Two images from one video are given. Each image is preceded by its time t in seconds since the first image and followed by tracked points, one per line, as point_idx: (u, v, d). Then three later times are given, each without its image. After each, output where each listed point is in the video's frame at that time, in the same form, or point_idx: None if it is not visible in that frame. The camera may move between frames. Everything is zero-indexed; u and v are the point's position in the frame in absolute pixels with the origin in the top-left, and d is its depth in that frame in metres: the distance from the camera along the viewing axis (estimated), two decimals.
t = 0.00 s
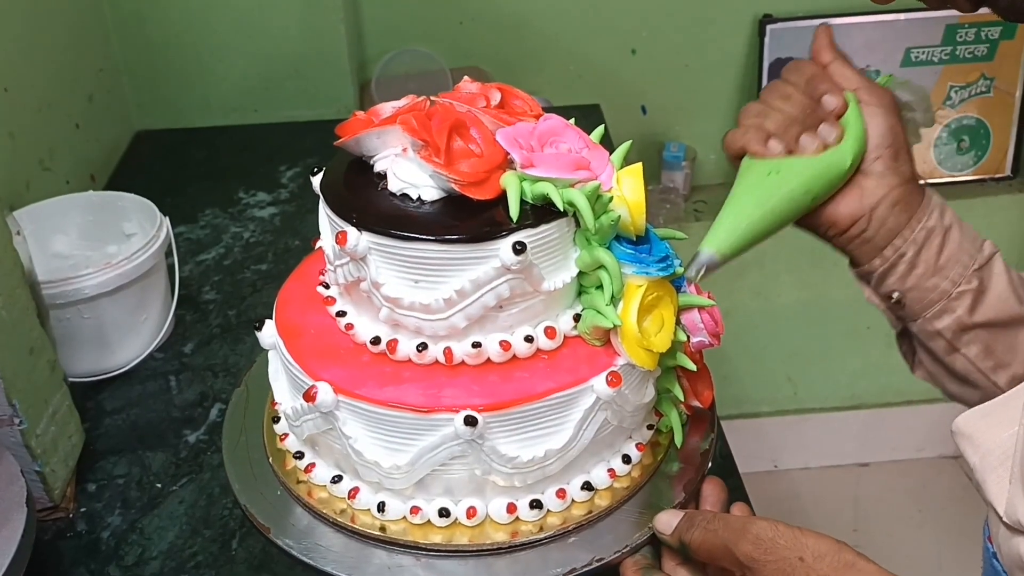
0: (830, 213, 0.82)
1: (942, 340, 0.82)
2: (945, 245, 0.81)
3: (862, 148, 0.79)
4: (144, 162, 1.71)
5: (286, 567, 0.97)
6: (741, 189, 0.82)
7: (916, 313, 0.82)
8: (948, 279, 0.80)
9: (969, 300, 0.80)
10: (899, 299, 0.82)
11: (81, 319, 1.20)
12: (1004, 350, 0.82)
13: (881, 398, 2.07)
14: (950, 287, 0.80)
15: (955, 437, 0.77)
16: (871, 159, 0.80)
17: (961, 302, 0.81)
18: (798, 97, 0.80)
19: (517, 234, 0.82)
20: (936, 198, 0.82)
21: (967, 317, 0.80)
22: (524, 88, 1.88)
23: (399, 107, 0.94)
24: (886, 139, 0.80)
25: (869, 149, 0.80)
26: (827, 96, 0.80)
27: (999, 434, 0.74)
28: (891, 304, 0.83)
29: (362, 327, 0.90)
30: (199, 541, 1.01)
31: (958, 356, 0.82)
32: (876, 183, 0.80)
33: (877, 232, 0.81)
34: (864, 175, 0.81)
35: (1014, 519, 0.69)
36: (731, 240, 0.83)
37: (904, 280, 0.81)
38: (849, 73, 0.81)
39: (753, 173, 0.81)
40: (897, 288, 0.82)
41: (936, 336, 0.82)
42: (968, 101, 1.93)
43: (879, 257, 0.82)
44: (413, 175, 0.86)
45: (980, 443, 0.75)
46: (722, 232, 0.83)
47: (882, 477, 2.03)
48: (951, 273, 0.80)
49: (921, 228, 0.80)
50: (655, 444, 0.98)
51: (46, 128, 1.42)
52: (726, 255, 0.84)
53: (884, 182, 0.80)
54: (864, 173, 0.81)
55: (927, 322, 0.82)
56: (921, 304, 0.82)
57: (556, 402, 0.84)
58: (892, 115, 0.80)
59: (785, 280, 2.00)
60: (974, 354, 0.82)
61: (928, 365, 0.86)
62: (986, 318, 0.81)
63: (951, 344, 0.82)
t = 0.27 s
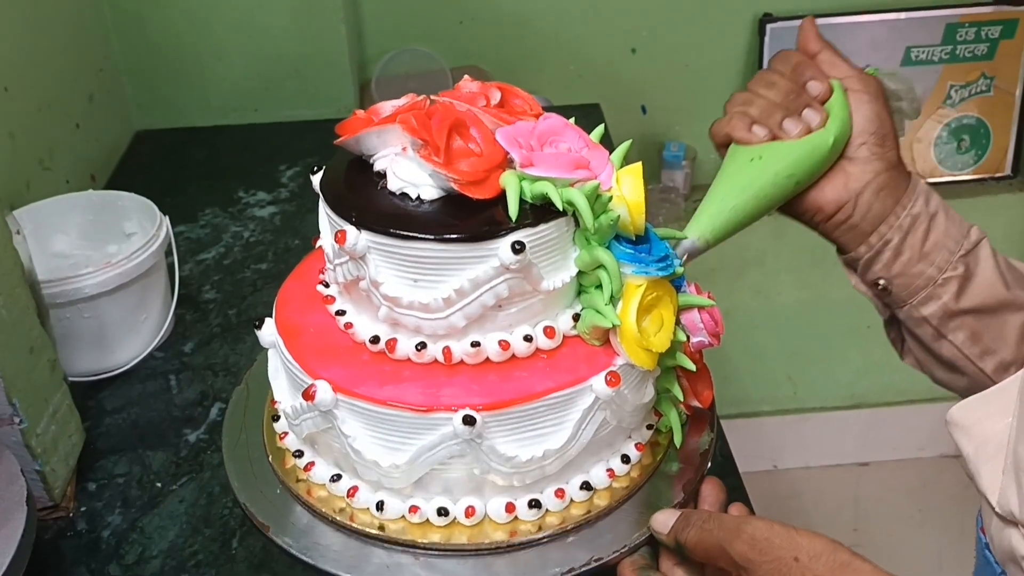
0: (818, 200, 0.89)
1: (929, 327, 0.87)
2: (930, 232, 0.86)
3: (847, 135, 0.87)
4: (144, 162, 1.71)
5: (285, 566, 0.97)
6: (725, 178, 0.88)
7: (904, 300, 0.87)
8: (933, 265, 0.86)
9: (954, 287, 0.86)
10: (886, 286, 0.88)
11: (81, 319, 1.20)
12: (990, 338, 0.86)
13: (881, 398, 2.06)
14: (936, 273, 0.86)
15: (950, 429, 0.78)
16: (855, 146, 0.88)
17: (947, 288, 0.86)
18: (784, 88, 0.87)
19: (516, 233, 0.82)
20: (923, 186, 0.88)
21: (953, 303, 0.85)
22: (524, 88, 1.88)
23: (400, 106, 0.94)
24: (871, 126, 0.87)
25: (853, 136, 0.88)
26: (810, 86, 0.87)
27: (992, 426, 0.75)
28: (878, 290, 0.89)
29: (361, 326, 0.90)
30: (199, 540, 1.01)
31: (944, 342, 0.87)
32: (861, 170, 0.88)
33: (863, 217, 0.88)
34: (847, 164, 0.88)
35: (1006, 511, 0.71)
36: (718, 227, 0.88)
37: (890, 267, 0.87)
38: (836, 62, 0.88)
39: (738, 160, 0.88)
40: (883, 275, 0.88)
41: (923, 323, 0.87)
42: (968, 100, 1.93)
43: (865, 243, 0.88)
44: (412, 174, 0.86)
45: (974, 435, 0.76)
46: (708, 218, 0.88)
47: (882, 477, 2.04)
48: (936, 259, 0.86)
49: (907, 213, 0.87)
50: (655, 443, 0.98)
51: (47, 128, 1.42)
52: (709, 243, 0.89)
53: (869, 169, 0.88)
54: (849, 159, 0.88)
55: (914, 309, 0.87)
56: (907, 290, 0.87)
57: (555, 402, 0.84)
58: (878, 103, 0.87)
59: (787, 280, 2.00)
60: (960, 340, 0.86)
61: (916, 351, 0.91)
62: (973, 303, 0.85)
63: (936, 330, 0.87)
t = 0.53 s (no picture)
0: (821, 177, 0.83)
1: (927, 306, 0.81)
2: (933, 211, 0.80)
3: (853, 112, 0.80)
4: (143, 164, 1.71)
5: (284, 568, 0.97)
6: (730, 158, 0.81)
7: (903, 279, 0.82)
8: (933, 245, 0.80)
9: (954, 266, 0.80)
10: (885, 264, 0.82)
11: (80, 321, 1.20)
12: (988, 319, 0.80)
13: (880, 400, 2.08)
14: (936, 253, 0.80)
15: (942, 429, 0.77)
16: (861, 124, 0.81)
17: (947, 268, 0.80)
18: (789, 64, 0.80)
19: (513, 236, 0.82)
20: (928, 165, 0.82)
21: (953, 284, 0.80)
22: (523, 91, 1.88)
23: (399, 108, 0.94)
24: (875, 103, 0.80)
25: (858, 113, 0.80)
26: (817, 61, 0.80)
27: (984, 426, 0.74)
28: (878, 268, 0.83)
29: (359, 328, 0.90)
30: (198, 543, 1.01)
31: (943, 323, 0.81)
32: (865, 147, 0.81)
33: (866, 195, 0.82)
34: (853, 141, 0.81)
35: (998, 511, 0.70)
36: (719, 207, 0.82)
37: (890, 246, 0.81)
38: (839, 36, 0.81)
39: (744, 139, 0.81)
40: (883, 253, 0.82)
41: (922, 302, 0.81)
42: (967, 103, 1.94)
43: (866, 220, 0.82)
44: (410, 176, 0.86)
45: (966, 435, 0.75)
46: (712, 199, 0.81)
47: (880, 479, 2.04)
48: (937, 239, 0.80)
49: (910, 193, 0.80)
50: (653, 447, 0.98)
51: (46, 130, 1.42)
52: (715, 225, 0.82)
53: (874, 147, 0.81)
54: (853, 137, 0.81)
55: (913, 288, 0.81)
56: (906, 270, 0.81)
57: (552, 404, 0.85)
58: (882, 78, 0.80)
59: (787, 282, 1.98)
60: (959, 321, 0.81)
61: (916, 330, 0.85)
62: (973, 284, 0.79)
63: (935, 310, 0.81)
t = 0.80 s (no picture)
0: (801, 173, 0.86)
1: (913, 299, 0.84)
2: (914, 204, 0.83)
3: (829, 106, 0.82)
4: (143, 165, 1.71)
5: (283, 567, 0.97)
6: (705, 155, 0.83)
7: (887, 274, 0.84)
8: (917, 238, 0.82)
9: (938, 259, 0.82)
10: (869, 259, 0.84)
11: (79, 322, 1.20)
12: (974, 309, 0.82)
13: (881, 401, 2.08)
14: (920, 246, 0.82)
15: (940, 419, 0.77)
16: (837, 118, 0.84)
17: (931, 261, 0.82)
18: (762, 59, 0.82)
19: (494, 240, 0.82)
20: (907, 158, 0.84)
21: (937, 276, 0.82)
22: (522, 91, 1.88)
23: (404, 104, 0.94)
24: (851, 97, 0.83)
25: (834, 108, 0.83)
26: (792, 55, 0.82)
27: (984, 416, 0.74)
28: (862, 264, 0.86)
29: (349, 321, 0.91)
30: (197, 543, 1.01)
31: (929, 316, 0.84)
32: (843, 142, 0.84)
33: (847, 189, 0.84)
34: (830, 136, 0.84)
35: (997, 505, 0.70)
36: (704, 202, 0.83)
37: (873, 241, 0.84)
38: (811, 34, 0.84)
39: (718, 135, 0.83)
40: (866, 249, 0.84)
41: (907, 296, 0.84)
42: (966, 104, 1.94)
43: (848, 216, 0.85)
44: (403, 174, 0.86)
45: (965, 427, 0.75)
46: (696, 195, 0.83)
47: (879, 479, 2.04)
48: (920, 232, 0.82)
49: (890, 185, 0.83)
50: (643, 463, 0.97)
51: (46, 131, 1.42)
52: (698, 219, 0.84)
53: (851, 142, 0.84)
54: (831, 132, 0.84)
55: (897, 282, 0.84)
56: (891, 264, 0.83)
57: (527, 412, 0.84)
58: (857, 72, 0.83)
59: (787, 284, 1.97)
60: (945, 313, 0.83)
61: (902, 325, 0.88)
62: (956, 276, 0.81)
63: (920, 304, 0.84)
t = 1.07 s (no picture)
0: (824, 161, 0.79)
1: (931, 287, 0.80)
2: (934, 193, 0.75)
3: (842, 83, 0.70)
4: (142, 165, 1.71)
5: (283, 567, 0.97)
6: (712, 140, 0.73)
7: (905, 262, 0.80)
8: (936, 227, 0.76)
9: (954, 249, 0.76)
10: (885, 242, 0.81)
11: (78, 321, 1.20)
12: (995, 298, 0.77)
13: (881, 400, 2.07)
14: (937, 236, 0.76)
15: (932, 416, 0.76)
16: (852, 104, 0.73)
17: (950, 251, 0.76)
18: (770, 36, 0.72)
19: (488, 241, 0.82)
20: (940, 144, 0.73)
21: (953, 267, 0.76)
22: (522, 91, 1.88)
23: (406, 103, 0.95)
24: (865, 72, 0.71)
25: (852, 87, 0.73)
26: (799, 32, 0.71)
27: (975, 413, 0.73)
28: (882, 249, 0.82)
29: (345, 317, 0.91)
30: (197, 543, 1.01)
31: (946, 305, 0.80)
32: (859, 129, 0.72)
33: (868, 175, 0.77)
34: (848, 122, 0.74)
35: (991, 505, 0.70)
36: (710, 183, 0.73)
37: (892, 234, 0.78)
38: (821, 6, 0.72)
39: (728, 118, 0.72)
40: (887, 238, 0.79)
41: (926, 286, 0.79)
42: (965, 103, 1.94)
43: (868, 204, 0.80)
44: (399, 173, 0.86)
45: (957, 425, 0.73)
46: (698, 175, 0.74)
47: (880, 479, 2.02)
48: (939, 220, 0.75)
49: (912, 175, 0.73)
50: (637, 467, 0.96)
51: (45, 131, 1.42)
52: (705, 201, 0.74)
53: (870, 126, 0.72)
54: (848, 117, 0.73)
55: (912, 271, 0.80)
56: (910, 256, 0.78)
57: (518, 413, 0.84)
58: (868, 47, 0.71)
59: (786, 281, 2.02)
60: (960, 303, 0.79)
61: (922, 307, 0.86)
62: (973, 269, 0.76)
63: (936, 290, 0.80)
